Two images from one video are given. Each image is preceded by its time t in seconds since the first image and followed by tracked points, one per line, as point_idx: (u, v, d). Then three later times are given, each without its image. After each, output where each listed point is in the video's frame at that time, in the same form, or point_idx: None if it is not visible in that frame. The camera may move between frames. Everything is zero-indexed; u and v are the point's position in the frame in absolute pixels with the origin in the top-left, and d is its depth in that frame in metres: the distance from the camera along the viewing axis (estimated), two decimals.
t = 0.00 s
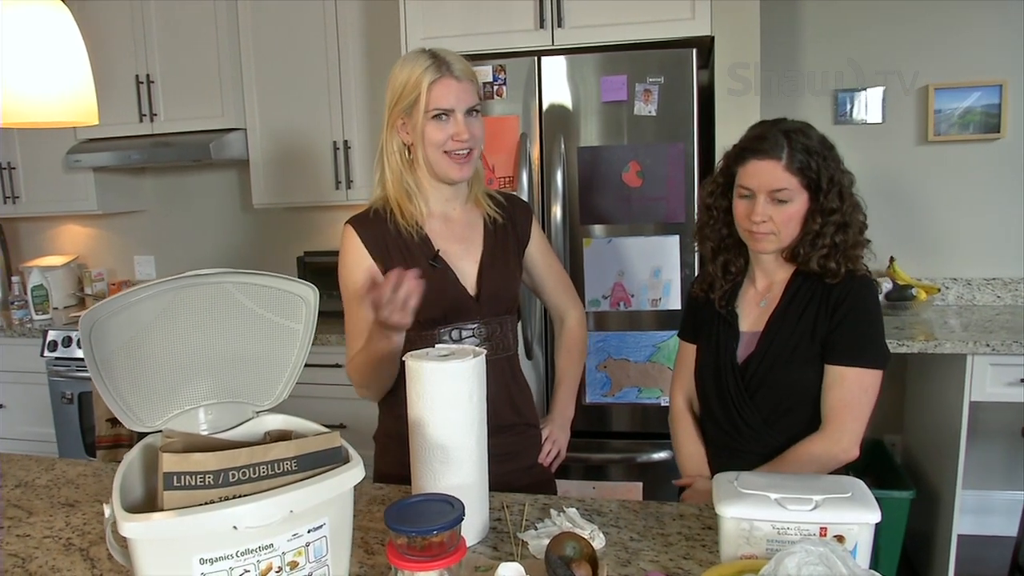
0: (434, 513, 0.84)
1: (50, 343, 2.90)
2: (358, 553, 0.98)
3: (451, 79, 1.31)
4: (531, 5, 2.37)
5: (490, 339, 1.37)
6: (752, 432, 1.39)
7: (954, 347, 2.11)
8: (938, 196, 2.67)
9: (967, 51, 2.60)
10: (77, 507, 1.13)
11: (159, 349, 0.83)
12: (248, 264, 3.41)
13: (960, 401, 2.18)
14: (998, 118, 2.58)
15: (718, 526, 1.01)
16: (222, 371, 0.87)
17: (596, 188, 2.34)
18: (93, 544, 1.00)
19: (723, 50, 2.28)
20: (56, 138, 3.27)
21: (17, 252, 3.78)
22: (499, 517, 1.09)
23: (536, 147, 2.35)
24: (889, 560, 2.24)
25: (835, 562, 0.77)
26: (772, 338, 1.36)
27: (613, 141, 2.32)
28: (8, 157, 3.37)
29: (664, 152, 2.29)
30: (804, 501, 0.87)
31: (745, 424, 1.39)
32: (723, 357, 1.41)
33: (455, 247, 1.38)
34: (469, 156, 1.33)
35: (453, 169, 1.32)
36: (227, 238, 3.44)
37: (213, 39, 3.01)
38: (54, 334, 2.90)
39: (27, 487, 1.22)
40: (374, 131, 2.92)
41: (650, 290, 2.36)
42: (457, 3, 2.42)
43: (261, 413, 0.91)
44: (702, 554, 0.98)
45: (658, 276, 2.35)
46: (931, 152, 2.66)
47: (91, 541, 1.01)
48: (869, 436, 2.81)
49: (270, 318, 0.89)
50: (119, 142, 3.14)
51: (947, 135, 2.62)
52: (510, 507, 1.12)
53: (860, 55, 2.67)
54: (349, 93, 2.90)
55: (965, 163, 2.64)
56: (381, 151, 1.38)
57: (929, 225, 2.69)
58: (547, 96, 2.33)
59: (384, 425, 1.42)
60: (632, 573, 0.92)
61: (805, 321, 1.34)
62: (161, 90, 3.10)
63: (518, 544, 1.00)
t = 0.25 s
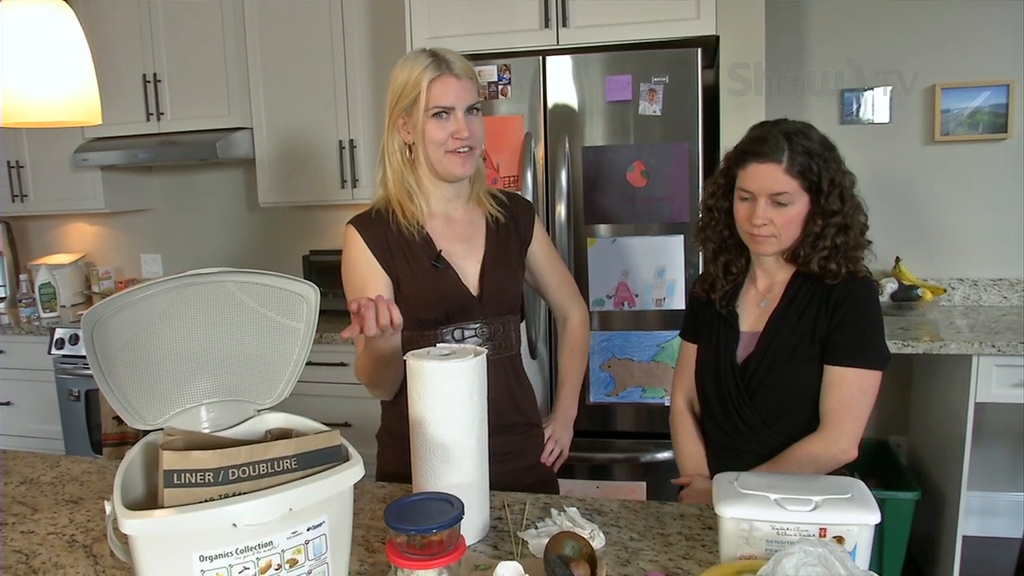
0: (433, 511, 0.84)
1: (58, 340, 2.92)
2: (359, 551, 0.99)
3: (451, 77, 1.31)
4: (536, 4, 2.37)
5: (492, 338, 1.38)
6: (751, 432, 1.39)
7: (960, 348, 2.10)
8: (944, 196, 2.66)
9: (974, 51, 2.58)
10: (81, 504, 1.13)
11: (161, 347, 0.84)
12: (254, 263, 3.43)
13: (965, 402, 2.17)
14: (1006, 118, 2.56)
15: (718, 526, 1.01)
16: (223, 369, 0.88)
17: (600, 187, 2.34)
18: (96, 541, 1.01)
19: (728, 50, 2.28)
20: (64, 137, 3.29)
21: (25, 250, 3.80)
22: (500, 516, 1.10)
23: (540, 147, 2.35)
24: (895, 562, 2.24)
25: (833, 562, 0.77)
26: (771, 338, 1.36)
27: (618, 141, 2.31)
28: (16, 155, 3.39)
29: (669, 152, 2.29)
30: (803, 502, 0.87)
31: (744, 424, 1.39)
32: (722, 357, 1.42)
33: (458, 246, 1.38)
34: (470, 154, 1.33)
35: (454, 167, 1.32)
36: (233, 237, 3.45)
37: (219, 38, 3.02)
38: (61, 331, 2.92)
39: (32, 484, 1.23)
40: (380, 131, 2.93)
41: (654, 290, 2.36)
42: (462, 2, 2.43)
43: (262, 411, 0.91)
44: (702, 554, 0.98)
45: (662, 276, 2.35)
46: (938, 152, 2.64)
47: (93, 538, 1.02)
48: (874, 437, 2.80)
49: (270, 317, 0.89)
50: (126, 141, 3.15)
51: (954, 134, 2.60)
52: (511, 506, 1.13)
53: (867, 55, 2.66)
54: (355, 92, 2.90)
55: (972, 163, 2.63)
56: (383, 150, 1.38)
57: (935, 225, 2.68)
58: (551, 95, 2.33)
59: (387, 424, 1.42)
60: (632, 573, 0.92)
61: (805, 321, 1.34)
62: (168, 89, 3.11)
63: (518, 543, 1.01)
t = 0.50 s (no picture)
0: (431, 511, 0.84)
1: (62, 341, 2.90)
2: (357, 550, 0.99)
3: (452, 78, 1.32)
4: (538, 4, 2.37)
5: (491, 339, 1.38)
6: (747, 432, 1.39)
7: (963, 348, 2.10)
8: (948, 196, 2.65)
9: (978, 50, 2.57)
10: (82, 503, 1.14)
11: (160, 347, 0.85)
12: (258, 263, 3.44)
13: (968, 402, 2.17)
14: (1010, 117, 2.55)
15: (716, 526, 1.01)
16: (222, 369, 0.89)
17: (601, 187, 2.34)
18: (97, 540, 1.02)
19: (730, 50, 2.28)
20: (70, 138, 3.31)
21: (30, 250, 3.82)
22: (499, 516, 1.10)
23: (542, 147, 2.36)
24: (898, 562, 2.23)
25: (829, 562, 0.78)
26: (768, 339, 1.36)
27: (620, 141, 2.31)
28: (22, 156, 3.41)
29: (670, 152, 2.29)
30: (800, 502, 0.87)
31: (742, 424, 1.40)
32: (720, 357, 1.42)
33: (457, 247, 1.38)
34: (472, 154, 1.33)
35: (455, 167, 1.33)
36: (237, 237, 3.46)
37: (223, 39, 3.03)
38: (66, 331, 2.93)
39: (34, 483, 1.23)
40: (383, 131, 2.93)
41: (656, 290, 2.36)
42: (465, 2, 2.43)
43: (261, 411, 0.92)
44: (700, 554, 0.98)
45: (663, 276, 2.35)
46: (942, 152, 2.64)
47: (94, 537, 1.03)
48: (877, 437, 2.79)
49: (269, 317, 0.90)
50: (130, 141, 3.17)
51: (958, 134, 2.60)
52: (510, 506, 1.13)
53: (870, 54, 2.65)
54: (358, 92, 2.91)
55: (975, 163, 2.62)
56: (383, 151, 1.38)
57: (939, 225, 2.68)
58: (554, 95, 2.33)
59: (387, 424, 1.43)
60: (629, 573, 0.93)
61: (801, 322, 1.34)
62: (171, 90, 3.12)
63: (516, 543, 1.01)
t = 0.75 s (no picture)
0: (427, 511, 0.85)
1: (66, 340, 2.91)
2: (355, 550, 1.00)
3: (458, 79, 1.32)
4: (541, 5, 2.38)
5: (491, 340, 1.38)
6: (744, 435, 1.39)
7: (966, 351, 2.09)
8: (952, 198, 2.65)
9: (983, 51, 2.56)
10: (83, 501, 1.15)
11: (159, 346, 0.85)
12: (262, 263, 3.45)
13: (971, 405, 2.16)
14: (1015, 119, 2.55)
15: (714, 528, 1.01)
16: (220, 369, 0.89)
17: (604, 189, 2.34)
18: (97, 538, 1.02)
19: (733, 51, 2.28)
20: (75, 138, 3.32)
21: (36, 250, 3.84)
22: (497, 517, 1.10)
23: (544, 148, 2.36)
24: (900, 565, 2.22)
25: (825, 565, 0.77)
26: (767, 341, 1.36)
27: (623, 142, 2.31)
28: (27, 156, 3.43)
29: (673, 153, 2.28)
30: (797, 504, 0.86)
31: (739, 426, 1.40)
32: (719, 358, 1.42)
33: (456, 248, 1.38)
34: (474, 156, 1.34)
35: (458, 168, 1.33)
36: (241, 237, 3.47)
37: (227, 40, 3.04)
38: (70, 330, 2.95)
39: (36, 482, 1.24)
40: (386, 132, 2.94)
41: (658, 291, 2.36)
42: (468, 3, 2.43)
43: (259, 411, 0.92)
44: (697, 555, 0.98)
45: (665, 278, 2.35)
46: (946, 154, 2.63)
47: (94, 535, 1.03)
48: (879, 439, 2.79)
49: (267, 318, 0.90)
50: (135, 141, 3.18)
51: (962, 136, 2.59)
52: (508, 507, 1.13)
53: (874, 55, 2.65)
54: (361, 93, 2.92)
55: (980, 165, 2.61)
56: (384, 151, 1.39)
57: (942, 227, 2.67)
58: (557, 96, 2.34)
59: (387, 424, 1.43)
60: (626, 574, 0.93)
61: (800, 325, 1.34)
62: (176, 90, 3.13)
63: (514, 544, 1.01)
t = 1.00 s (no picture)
0: (425, 511, 0.85)
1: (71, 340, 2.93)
2: (354, 549, 1.00)
3: (467, 82, 1.33)
4: (544, 7, 2.38)
5: (492, 340, 1.39)
6: (744, 438, 1.40)
7: (970, 353, 2.08)
8: (957, 200, 2.64)
9: (989, 53, 2.56)
10: (85, 500, 1.15)
11: (159, 346, 0.86)
12: (266, 263, 3.46)
13: (975, 408, 2.15)
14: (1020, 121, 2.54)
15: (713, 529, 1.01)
16: (220, 368, 0.90)
17: (607, 190, 2.34)
18: (98, 536, 1.03)
19: (737, 52, 2.27)
20: (81, 139, 3.34)
21: (42, 250, 3.86)
22: (496, 517, 1.10)
23: (547, 149, 2.36)
24: (903, 569, 2.21)
25: (823, 567, 0.77)
26: (770, 345, 1.36)
27: (626, 143, 2.31)
28: (34, 157, 3.45)
29: (676, 155, 2.28)
30: (796, 506, 0.86)
31: (738, 429, 1.40)
32: (721, 359, 1.42)
33: (456, 250, 1.39)
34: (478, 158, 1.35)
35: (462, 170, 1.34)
36: (245, 237, 3.48)
37: (232, 41, 3.05)
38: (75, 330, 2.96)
39: (39, 480, 1.25)
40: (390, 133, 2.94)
41: (660, 293, 2.36)
42: (471, 4, 2.44)
43: (259, 410, 0.93)
44: (695, 557, 0.98)
45: (668, 279, 2.35)
46: (951, 156, 2.62)
47: (96, 533, 1.04)
48: (883, 442, 2.78)
49: (267, 318, 0.91)
50: (140, 142, 3.19)
51: (967, 138, 2.58)
52: (508, 507, 1.13)
53: (878, 57, 2.64)
54: (365, 94, 2.92)
55: (984, 167, 2.60)
56: (384, 151, 1.38)
57: (947, 229, 2.66)
58: (561, 97, 2.34)
59: (389, 425, 1.43)
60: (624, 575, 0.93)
61: (805, 330, 1.34)
62: (181, 91, 3.15)
63: (513, 544, 1.01)
